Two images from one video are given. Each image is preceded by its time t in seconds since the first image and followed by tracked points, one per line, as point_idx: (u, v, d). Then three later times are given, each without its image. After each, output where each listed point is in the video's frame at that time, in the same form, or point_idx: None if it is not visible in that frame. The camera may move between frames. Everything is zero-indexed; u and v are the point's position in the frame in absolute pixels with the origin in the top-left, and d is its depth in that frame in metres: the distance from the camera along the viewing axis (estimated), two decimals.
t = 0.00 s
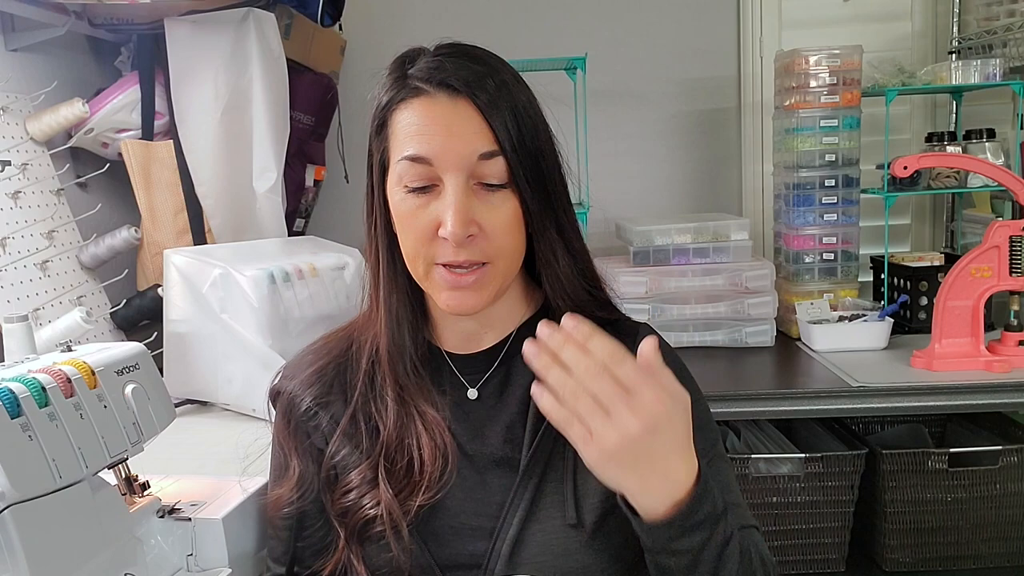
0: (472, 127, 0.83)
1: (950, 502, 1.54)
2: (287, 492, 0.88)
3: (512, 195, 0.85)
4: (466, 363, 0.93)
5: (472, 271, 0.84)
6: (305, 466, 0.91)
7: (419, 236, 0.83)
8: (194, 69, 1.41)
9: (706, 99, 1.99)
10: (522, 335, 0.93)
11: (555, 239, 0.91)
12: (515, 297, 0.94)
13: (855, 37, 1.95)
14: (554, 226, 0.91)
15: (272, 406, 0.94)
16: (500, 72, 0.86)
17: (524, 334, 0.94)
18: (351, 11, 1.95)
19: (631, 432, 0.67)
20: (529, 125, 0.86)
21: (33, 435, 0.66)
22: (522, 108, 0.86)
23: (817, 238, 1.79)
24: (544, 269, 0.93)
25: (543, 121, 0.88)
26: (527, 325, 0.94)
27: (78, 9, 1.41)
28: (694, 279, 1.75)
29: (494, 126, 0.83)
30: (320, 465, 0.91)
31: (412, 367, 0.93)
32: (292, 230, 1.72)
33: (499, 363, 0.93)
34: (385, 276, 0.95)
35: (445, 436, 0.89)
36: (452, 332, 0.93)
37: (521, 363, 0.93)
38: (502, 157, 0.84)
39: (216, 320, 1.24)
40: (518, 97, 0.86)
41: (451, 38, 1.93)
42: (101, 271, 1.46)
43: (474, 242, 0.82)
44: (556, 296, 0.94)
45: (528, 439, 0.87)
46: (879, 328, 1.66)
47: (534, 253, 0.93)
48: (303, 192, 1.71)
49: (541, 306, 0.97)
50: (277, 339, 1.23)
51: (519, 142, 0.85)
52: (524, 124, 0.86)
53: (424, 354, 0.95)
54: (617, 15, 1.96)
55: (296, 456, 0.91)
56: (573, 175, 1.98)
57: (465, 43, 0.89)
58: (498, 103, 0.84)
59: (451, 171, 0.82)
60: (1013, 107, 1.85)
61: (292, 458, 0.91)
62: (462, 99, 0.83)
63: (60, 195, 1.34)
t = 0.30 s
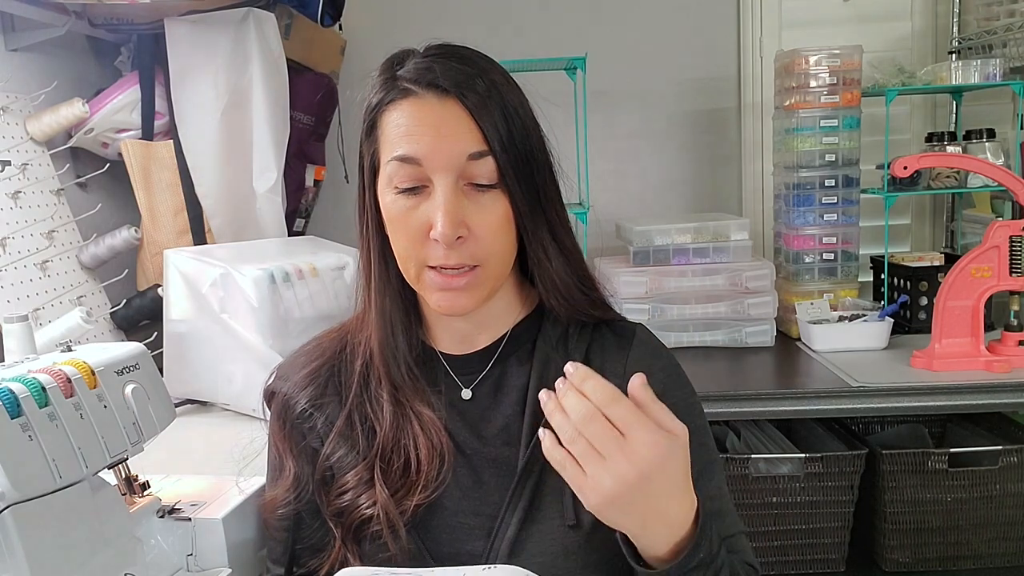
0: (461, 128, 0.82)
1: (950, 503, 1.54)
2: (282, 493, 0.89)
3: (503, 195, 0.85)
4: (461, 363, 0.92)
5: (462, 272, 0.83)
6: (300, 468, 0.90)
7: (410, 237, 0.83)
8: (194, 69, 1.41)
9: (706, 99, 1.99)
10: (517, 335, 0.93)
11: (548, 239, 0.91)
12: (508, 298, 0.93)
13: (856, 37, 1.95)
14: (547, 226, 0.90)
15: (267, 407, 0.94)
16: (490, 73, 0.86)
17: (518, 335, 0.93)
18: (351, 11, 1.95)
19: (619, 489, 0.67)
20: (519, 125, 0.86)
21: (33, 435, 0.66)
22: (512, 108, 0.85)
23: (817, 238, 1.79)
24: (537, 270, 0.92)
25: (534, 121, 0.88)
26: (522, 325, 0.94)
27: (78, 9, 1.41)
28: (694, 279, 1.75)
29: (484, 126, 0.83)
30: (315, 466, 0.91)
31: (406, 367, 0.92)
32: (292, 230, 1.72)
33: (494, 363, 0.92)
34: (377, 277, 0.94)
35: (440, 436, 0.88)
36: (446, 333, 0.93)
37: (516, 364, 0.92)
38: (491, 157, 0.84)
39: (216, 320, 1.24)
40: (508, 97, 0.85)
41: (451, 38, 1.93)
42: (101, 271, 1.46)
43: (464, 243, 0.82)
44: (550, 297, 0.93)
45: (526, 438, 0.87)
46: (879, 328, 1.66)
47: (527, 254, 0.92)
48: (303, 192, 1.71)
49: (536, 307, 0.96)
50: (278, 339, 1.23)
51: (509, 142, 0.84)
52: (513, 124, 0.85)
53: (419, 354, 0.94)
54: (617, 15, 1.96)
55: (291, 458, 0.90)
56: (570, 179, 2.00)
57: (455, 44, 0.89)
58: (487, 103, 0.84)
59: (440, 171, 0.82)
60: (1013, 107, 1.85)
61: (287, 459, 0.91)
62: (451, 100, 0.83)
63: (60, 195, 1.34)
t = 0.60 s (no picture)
0: (461, 125, 0.82)
1: (950, 502, 1.54)
2: (277, 491, 0.90)
3: (502, 193, 0.85)
4: (456, 363, 0.92)
5: (459, 269, 0.84)
6: (297, 467, 0.91)
7: (408, 232, 0.83)
8: (194, 69, 1.41)
9: (706, 99, 1.99)
10: (515, 335, 0.93)
11: (544, 239, 0.91)
12: (504, 298, 0.93)
13: (855, 37, 1.95)
14: (544, 226, 0.90)
15: (264, 405, 0.94)
16: (492, 71, 0.85)
17: (515, 335, 0.93)
18: (351, 12, 1.95)
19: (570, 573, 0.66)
20: (520, 124, 0.85)
21: (33, 435, 0.66)
22: (513, 107, 0.85)
23: (817, 238, 1.79)
24: (534, 270, 0.92)
25: (535, 121, 0.88)
26: (519, 325, 0.93)
27: (78, 9, 1.41)
28: (694, 279, 1.75)
29: (484, 123, 0.83)
30: (312, 465, 0.91)
31: (403, 366, 0.92)
32: (292, 230, 1.72)
33: (490, 363, 0.92)
34: (375, 274, 0.95)
35: (438, 434, 0.87)
36: (442, 332, 0.93)
37: (513, 364, 0.92)
38: (492, 155, 0.83)
39: (216, 320, 1.24)
40: (510, 96, 0.85)
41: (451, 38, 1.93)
42: (101, 271, 1.46)
43: (461, 240, 0.82)
44: (547, 297, 0.93)
45: (525, 438, 0.86)
46: (879, 328, 1.66)
47: (524, 253, 0.93)
48: (303, 192, 1.71)
49: (533, 307, 0.96)
50: (277, 339, 1.23)
51: (509, 140, 0.84)
52: (514, 123, 0.85)
53: (416, 353, 0.94)
54: (617, 15, 1.96)
55: (287, 457, 0.91)
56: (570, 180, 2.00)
57: (458, 41, 0.89)
58: (488, 101, 0.83)
59: (440, 167, 0.82)
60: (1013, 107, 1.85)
61: (283, 458, 0.91)
62: (453, 97, 0.83)
63: (60, 195, 1.34)
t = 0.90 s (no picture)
0: (471, 125, 0.82)
1: (951, 502, 1.54)
2: (279, 489, 0.90)
3: (511, 194, 0.85)
4: (460, 363, 0.92)
5: (467, 269, 0.84)
6: (299, 465, 0.91)
7: (416, 233, 0.83)
8: (194, 69, 1.41)
9: (706, 99, 1.99)
10: (519, 335, 0.93)
11: (553, 240, 0.91)
12: (511, 299, 0.93)
13: (856, 37, 1.95)
14: (552, 227, 0.90)
15: (267, 402, 0.95)
16: (502, 70, 0.85)
17: (519, 336, 0.92)
18: (351, 12, 1.95)
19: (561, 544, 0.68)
20: (529, 124, 0.85)
21: (33, 435, 0.66)
22: (522, 107, 0.85)
23: (817, 238, 1.79)
24: (540, 270, 0.92)
25: (544, 121, 0.88)
26: (523, 326, 0.93)
27: (78, 9, 1.41)
28: (694, 279, 1.75)
29: (494, 124, 0.83)
30: (313, 462, 0.91)
31: (406, 365, 0.92)
32: (292, 230, 1.72)
33: (494, 363, 0.91)
34: (381, 274, 0.95)
35: (440, 433, 0.88)
36: (446, 332, 0.93)
37: (516, 365, 0.92)
38: (500, 156, 0.83)
39: (216, 320, 1.24)
40: (519, 95, 0.85)
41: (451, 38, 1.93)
42: (101, 271, 1.46)
43: (469, 241, 0.82)
44: (554, 298, 0.93)
45: (526, 441, 0.86)
46: (879, 328, 1.66)
47: (532, 254, 0.93)
48: (303, 192, 1.71)
49: (538, 308, 0.96)
50: (278, 339, 1.23)
51: (518, 140, 0.84)
52: (523, 123, 0.85)
53: (419, 352, 0.94)
54: (617, 15, 1.96)
55: (289, 455, 0.91)
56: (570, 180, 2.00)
57: (467, 40, 0.88)
58: (497, 101, 0.83)
59: (448, 168, 0.82)
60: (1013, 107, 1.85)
61: (284, 455, 0.92)
62: (463, 97, 0.83)
63: (60, 195, 1.34)
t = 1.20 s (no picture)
0: (476, 126, 0.82)
1: (951, 502, 1.54)
2: (283, 491, 0.89)
3: (516, 195, 0.85)
4: (464, 362, 0.92)
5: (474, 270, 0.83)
6: (303, 467, 0.90)
7: (422, 235, 0.83)
8: (194, 69, 1.41)
9: (706, 99, 1.99)
10: (524, 335, 0.93)
11: (558, 240, 0.91)
12: (516, 299, 0.94)
13: (856, 37, 1.95)
14: (557, 227, 0.90)
15: (269, 404, 0.94)
16: (506, 71, 0.85)
17: (525, 335, 0.93)
18: (351, 12, 1.95)
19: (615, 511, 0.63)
20: (533, 125, 0.85)
21: (33, 435, 0.66)
22: (526, 107, 0.85)
23: (817, 238, 1.79)
24: (546, 270, 0.92)
25: (548, 121, 0.88)
26: (528, 326, 0.93)
27: (78, 9, 1.41)
28: (694, 279, 1.75)
29: (499, 124, 0.83)
30: (318, 463, 0.90)
31: (411, 366, 0.92)
32: (292, 230, 1.72)
33: (500, 364, 0.92)
34: (384, 275, 0.95)
35: (447, 434, 0.88)
36: (452, 333, 0.93)
37: (522, 366, 0.92)
38: (506, 157, 0.83)
39: (217, 320, 1.24)
40: (522, 96, 0.85)
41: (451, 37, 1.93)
42: (101, 271, 1.46)
43: (475, 243, 0.82)
44: (560, 298, 0.93)
45: (533, 444, 0.86)
46: (879, 328, 1.66)
47: (537, 256, 0.93)
48: (303, 192, 1.71)
49: (543, 308, 0.96)
50: (280, 339, 1.23)
51: (523, 142, 0.84)
52: (528, 124, 0.85)
53: (423, 354, 0.94)
54: (617, 15, 1.96)
55: (294, 456, 0.90)
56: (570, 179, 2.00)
57: (470, 41, 0.89)
58: (502, 101, 0.83)
59: (454, 170, 0.82)
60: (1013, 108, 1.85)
61: (289, 456, 0.90)
62: (467, 98, 0.83)
63: (60, 195, 1.34)
